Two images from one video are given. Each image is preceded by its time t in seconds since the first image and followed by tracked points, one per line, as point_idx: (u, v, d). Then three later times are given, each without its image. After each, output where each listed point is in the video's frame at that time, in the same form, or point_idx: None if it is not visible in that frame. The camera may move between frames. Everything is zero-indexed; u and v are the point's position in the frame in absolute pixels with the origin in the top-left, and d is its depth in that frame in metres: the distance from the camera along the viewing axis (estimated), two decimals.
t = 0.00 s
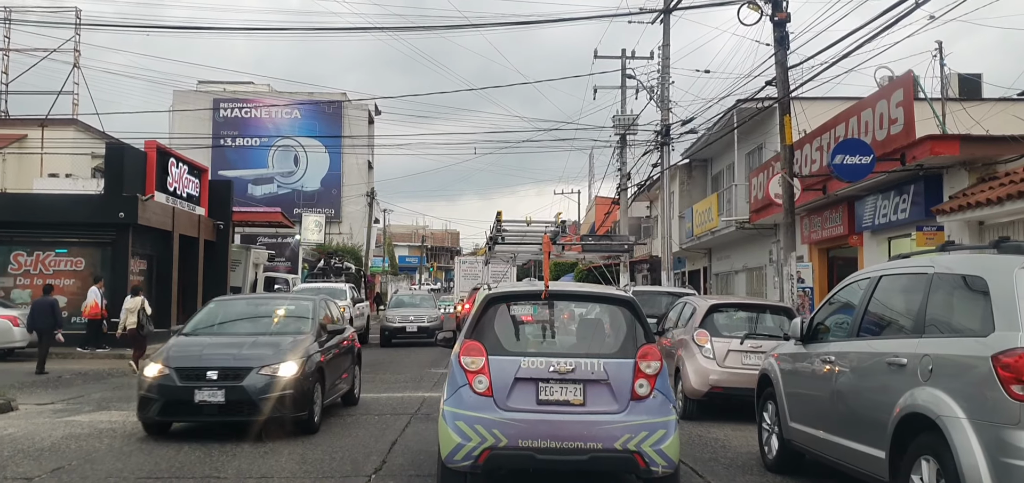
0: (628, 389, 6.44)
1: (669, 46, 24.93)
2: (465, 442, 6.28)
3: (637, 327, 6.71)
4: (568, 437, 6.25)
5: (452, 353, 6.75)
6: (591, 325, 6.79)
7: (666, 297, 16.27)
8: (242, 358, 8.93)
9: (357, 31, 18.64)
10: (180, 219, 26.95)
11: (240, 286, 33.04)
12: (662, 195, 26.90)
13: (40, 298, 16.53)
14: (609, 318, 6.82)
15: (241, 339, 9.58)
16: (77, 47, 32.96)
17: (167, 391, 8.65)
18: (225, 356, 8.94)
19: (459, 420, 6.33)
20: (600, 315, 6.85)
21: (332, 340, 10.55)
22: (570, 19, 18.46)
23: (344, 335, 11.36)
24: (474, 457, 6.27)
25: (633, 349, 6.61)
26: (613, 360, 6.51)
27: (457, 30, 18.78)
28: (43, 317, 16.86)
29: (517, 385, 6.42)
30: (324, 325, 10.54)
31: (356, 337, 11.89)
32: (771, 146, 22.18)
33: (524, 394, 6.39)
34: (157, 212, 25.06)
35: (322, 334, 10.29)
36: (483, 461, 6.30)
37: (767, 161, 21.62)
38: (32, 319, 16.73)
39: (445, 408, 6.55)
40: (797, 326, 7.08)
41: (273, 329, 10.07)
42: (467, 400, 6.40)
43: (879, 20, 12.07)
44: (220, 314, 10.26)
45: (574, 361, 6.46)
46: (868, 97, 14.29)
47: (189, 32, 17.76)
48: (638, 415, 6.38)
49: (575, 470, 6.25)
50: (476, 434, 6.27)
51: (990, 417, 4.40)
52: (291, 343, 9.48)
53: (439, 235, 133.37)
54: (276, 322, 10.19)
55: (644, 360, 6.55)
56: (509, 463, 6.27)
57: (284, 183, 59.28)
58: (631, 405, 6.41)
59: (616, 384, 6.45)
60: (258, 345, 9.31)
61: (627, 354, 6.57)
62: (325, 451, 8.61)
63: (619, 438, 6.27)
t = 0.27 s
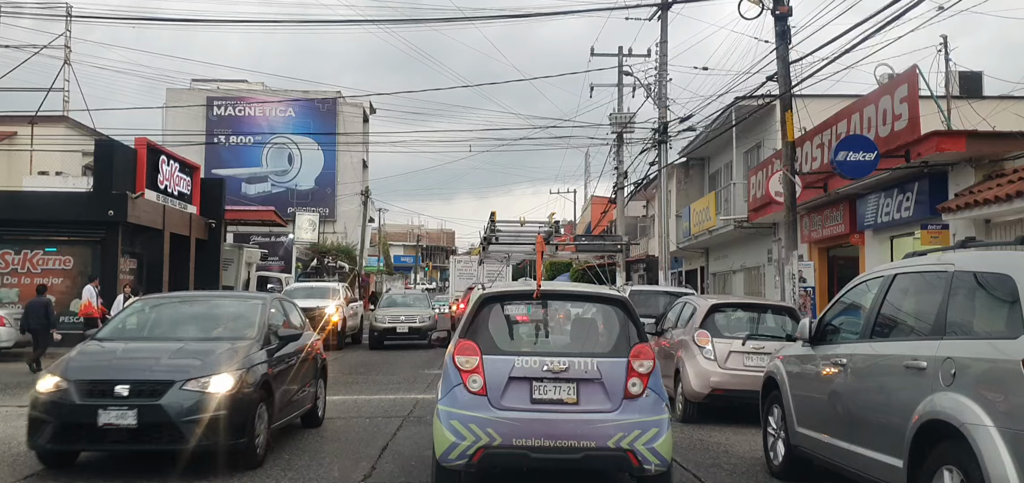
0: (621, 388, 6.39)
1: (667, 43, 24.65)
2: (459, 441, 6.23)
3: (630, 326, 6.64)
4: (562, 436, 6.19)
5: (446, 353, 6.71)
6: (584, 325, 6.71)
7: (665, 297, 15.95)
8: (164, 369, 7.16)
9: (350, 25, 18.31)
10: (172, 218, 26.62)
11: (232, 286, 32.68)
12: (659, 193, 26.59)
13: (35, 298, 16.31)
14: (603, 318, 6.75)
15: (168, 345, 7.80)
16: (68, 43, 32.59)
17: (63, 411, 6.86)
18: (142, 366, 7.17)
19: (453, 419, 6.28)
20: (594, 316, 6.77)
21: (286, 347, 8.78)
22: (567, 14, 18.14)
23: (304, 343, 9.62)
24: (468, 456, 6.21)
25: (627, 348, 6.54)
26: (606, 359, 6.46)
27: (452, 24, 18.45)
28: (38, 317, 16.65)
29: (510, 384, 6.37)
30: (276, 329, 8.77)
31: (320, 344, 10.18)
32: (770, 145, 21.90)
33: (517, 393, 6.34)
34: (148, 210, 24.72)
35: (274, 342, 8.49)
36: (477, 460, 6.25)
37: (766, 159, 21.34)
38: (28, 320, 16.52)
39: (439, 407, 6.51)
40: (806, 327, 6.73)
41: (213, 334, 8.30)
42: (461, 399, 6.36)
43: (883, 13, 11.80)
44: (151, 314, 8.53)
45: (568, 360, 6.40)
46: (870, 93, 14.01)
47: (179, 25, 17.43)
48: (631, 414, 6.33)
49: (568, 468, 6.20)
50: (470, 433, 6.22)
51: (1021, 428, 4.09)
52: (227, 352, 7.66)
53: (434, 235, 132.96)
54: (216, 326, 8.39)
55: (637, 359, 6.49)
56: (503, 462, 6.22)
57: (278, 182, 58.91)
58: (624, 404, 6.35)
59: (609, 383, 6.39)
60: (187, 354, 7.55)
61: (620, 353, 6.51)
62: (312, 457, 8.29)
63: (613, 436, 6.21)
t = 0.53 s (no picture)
0: (612, 386, 6.42)
1: (664, 40, 24.39)
2: (452, 439, 6.26)
3: (622, 326, 6.67)
4: (553, 434, 6.22)
5: (440, 353, 6.75)
6: (577, 325, 6.74)
7: (662, 297, 15.60)
8: (30, 399, 5.20)
9: (343, 20, 17.99)
10: (163, 217, 26.32)
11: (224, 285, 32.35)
12: (656, 192, 26.32)
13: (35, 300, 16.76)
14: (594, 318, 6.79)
15: (49, 361, 5.86)
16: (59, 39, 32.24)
17: None
18: None
19: (447, 417, 6.31)
20: (587, 316, 6.81)
21: (213, 360, 6.79)
22: (564, 9, 17.87)
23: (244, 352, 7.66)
24: (461, 454, 6.24)
25: (617, 348, 6.58)
26: (598, 359, 6.49)
27: (446, 19, 18.15)
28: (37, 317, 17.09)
29: (503, 383, 6.40)
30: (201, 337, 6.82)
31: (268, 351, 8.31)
32: (768, 143, 21.66)
33: (509, 392, 6.37)
34: (138, 209, 24.42)
35: (194, 355, 6.50)
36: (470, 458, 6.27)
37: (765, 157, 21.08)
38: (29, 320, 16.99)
39: (432, 406, 6.54)
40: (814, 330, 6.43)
41: (116, 344, 6.35)
42: (454, 398, 6.39)
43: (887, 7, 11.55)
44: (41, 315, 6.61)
45: (559, 359, 6.43)
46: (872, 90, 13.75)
47: (168, 19, 17.09)
48: (622, 413, 6.36)
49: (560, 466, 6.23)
50: (462, 431, 6.25)
51: None
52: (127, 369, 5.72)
53: (430, 235, 132.54)
54: (124, 332, 6.47)
55: (628, 358, 6.52)
56: (495, 460, 6.25)
57: (272, 181, 58.58)
58: (615, 402, 6.38)
59: (601, 381, 6.42)
60: (70, 373, 5.60)
61: (611, 352, 6.55)
62: (298, 464, 7.98)
63: (604, 434, 6.24)
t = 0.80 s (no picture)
0: (605, 384, 6.37)
1: (662, 36, 24.13)
2: (446, 437, 6.18)
3: (614, 325, 6.63)
4: (546, 432, 6.15)
5: (434, 353, 6.70)
6: (570, 325, 6.70)
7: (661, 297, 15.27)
8: None
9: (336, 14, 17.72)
10: (154, 215, 25.97)
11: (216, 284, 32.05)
12: (653, 191, 26.04)
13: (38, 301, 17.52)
14: (588, 317, 6.74)
15: None
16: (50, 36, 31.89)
17: None
18: None
19: (441, 415, 6.23)
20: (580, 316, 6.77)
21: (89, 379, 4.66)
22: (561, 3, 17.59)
23: (143, 368, 5.40)
24: (455, 452, 6.16)
25: (610, 346, 6.53)
26: (590, 357, 6.45)
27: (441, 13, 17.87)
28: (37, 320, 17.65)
29: (496, 382, 6.35)
30: (61, 346, 4.59)
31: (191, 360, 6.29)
32: (767, 140, 21.40)
33: (503, 390, 6.32)
34: (129, 207, 24.08)
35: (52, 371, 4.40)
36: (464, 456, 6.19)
37: (763, 155, 20.83)
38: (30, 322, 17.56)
39: (426, 404, 6.47)
40: (824, 331, 6.13)
41: None
42: (448, 396, 6.32)
43: None
44: None
45: (553, 357, 6.39)
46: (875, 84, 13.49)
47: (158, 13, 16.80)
48: (614, 411, 6.30)
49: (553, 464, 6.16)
50: (456, 430, 6.18)
51: None
52: None
53: (425, 234, 132.20)
54: None
55: (621, 356, 6.47)
56: (489, 458, 6.17)
57: (266, 180, 58.24)
58: (608, 400, 6.33)
59: (593, 380, 6.38)
60: None
61: (604, 351, 6.51)
62: (283, 470, 7.67)
63: (596, 432, 6.17)
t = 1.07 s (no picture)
0: (595, 382, 6.42)
1: (659, 33, 23.88)
2: (440, 436, 6.24)
3: (606, 324, 6.68)
4: (538, 429, 6.22)
5: (428, 352, 6.74)
6: (562, 324, 6.74)
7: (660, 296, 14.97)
8: None
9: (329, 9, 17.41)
10: (145, 214, 25.63)
11: (209, 285, 31.77)
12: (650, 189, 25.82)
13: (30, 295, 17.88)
14: (578, 315, 6.78)
15: None
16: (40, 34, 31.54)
17: None
18: None
19: (435, 414, 6.29)
20: (572, 316, 6.82)
21: None
22: None
23: None
24: (449, 450, 6.23)
25: (600, 345, 6.58)
26: (581, 356, 6.50)
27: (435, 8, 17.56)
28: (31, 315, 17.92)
29: (489, 380, 6.40)
30: None
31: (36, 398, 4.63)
32: (764, 139, 21.18)
33: (495, 389, 6.37)
34: (120, 206, 23.76)
35: None
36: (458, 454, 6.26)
37: (762, 153, 20.59)
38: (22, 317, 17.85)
39: (420, 403, 6.52)
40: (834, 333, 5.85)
41: None
42: (442, 395, 6.38)
43: None
44: None
45: (544, 356, 6.44)
46: (877, 80, 13.26)
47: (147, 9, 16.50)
48: (605, 408, 6.36)
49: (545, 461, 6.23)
50: (450, 428, 6.24)
51: None
52: None
53: (421, 234, 131.92)
54: None
55: (611, 354, 6.53)
56: (482, 456, 6.23)
57: (260, 179, 57.94)
58: (598, 398, 6.39)
59: (584, 378, 6.43)
60: None
61: (595, 349, 6.56)
62: (270, 477, 7.40)
63: (587, 429, 6.24)
